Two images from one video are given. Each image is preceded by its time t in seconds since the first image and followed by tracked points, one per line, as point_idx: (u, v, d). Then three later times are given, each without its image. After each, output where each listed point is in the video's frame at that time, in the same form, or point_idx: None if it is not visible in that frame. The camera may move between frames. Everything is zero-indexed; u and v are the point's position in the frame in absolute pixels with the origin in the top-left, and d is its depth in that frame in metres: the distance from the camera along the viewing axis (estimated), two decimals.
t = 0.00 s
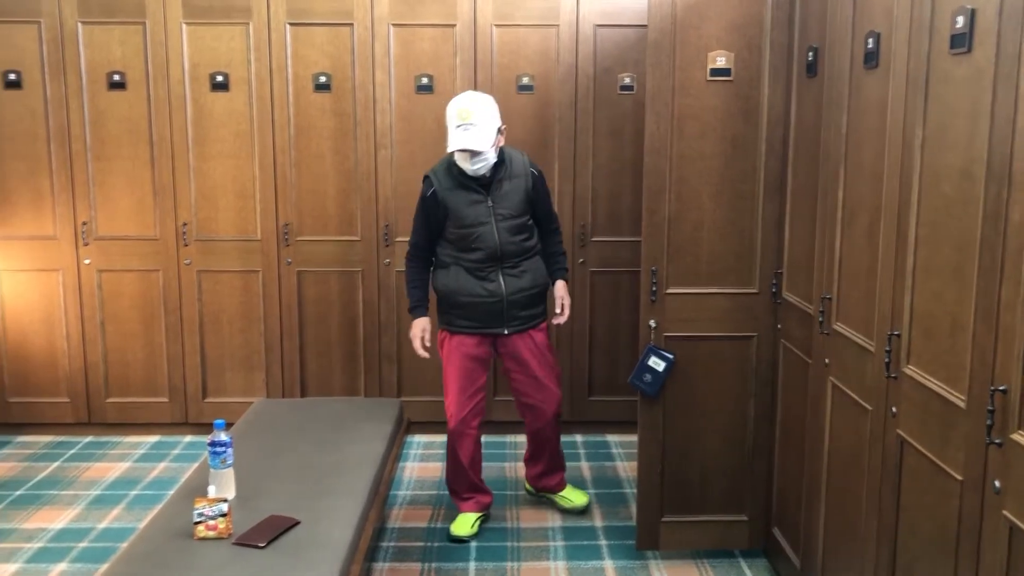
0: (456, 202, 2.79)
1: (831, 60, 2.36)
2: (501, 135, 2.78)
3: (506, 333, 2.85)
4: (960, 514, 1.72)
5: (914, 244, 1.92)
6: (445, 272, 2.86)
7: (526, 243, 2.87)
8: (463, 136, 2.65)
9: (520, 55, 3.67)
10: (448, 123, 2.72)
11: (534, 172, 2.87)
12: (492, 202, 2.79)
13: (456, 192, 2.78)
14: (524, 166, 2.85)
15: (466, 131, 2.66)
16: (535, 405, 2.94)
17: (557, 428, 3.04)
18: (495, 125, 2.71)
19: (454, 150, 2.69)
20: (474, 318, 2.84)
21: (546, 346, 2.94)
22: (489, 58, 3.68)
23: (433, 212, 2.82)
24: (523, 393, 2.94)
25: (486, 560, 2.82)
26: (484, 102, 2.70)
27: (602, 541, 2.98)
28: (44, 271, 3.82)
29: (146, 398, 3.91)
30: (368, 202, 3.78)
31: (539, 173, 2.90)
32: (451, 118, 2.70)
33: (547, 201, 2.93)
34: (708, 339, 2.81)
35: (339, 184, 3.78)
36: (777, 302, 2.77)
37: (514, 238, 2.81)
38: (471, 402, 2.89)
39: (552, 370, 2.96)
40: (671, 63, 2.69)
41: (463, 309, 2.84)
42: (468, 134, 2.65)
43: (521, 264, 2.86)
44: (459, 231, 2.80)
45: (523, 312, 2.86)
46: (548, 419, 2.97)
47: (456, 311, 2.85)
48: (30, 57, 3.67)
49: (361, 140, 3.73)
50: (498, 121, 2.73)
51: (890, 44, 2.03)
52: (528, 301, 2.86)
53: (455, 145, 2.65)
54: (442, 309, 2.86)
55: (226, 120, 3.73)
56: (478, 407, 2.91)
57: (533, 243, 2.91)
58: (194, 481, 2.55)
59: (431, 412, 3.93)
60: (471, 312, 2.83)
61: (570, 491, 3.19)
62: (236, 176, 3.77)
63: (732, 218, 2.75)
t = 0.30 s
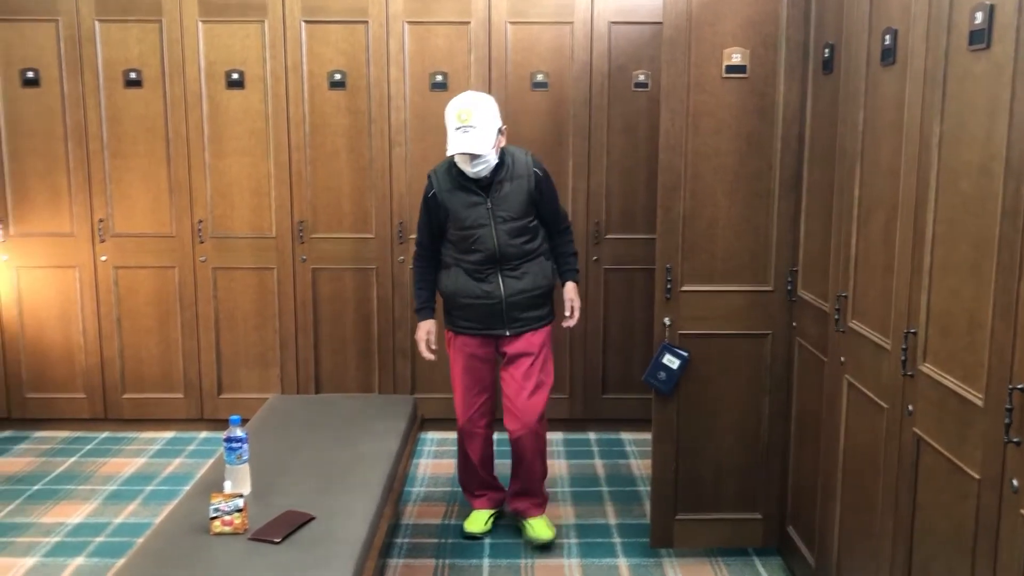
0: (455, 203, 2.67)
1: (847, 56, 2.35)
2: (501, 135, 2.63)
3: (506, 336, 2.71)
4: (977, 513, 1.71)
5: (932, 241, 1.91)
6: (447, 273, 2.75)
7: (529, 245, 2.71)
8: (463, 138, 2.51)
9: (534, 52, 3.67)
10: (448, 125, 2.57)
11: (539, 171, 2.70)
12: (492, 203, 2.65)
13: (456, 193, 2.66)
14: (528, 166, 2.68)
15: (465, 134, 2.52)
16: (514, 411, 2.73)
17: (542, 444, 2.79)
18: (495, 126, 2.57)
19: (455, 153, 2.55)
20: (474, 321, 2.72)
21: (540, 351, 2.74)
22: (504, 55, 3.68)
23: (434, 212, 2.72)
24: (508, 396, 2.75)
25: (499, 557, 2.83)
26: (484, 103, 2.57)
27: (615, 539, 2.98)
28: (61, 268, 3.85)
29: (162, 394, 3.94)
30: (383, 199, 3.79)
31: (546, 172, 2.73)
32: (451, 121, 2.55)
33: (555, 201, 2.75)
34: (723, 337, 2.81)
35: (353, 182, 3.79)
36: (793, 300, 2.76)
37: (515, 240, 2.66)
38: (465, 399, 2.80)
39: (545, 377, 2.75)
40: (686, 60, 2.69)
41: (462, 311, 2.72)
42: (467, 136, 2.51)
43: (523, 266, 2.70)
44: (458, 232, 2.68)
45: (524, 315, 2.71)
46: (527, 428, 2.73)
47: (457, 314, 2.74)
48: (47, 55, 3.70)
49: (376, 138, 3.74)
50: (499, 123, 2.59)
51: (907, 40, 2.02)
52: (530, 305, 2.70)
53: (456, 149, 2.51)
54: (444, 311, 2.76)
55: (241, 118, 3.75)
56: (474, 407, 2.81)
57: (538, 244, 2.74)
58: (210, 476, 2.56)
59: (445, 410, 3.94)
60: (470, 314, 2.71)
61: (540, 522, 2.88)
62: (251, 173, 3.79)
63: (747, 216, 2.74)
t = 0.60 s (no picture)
0: (471, 197, 2.64)
1: (861, 50, 2.33)
2: (522, 127, 2.60)
3: (514, 341, 2.64)
4: (991, 511, 1.70)
5: (946, 237, 1.90)
6: (461, 270, 2.72)
7: (544, 247, 2.65)
8: (485, 122, 2.47)
9: (546, 47, 3.67)
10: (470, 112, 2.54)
11: (560, 172, 2.64)
12: (508, 199, 2.60)
13: (473, 186, 2.63)
14: (549, 164, 2.63)
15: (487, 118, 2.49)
16: (519, 420, 2.64)
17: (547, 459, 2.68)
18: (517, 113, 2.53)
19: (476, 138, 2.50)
20: (483, 321, 2.67)
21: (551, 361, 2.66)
22: (516, 50, 3.67)
23: (452, 206, 2.70)
24: (515, 405, 2.67)
25: (510, 552, 2.83)
26: (506, 91, 2.55)
27: (626, 535, 2.97)
28: (75, 263, 3.87)
29: (174, 388, 3.95)
30: (394, 194, 3.79)
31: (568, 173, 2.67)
32: (473, 107, 2.53)
33: (574, 204, 2.69)
34: (735, 333, 2.80)
35: (365, 177, 3.79)
36: (805, 297, 2.75)
37: (528, 239, 2.61)
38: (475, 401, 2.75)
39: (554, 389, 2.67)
40: (699, 55, 2.68)
41: (472, 310, 2.68)
42: (489, 120, 2.47)
43: (535, 268, 2.64)
44: (472, 227, 2.65)
45: (533, 320, 2.64)
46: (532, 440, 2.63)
47: (467, 312, 2.70)
48: (61, 51, 3.72)
49: (388, 133, 3.75)
50: (521, 111, 2.56)
51: (922, 34, 2.01)
52: (540, 309, 2.63)
53: (478, 132, 2.47)
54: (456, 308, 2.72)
55: (253, 114, 3.76)
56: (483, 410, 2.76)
57: (554, 248, 2.68)
58: (223, 470, 2.57)
59: (456, 405, 3.94)
60: (479, 313, 2.66)
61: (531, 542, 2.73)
62: (264, 169, 3.80)
63: (760, 212, 2.73)
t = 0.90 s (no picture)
0: (487, 190, 2.62)
1: (872, 47, 2.33)
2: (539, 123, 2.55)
3: (520, 341, 2.61)
4: (1001, 509, 1.69)
5: (957, 234, 1.89)
6: (473, 264, 2.70)
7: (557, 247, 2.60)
8: (495, 123, 2.45)
9: (555, 44, 3.66)
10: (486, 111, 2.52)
11: (579, 171, 2.59)
12: (522, 195, 2.57)
13: (489, 179, 2.61)
14: (568, 163, 2.59)
15: (499, 119, 2.46)
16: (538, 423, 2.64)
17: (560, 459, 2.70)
18: (532, 110, 2.48)
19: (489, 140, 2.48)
20: (490, 319, 2.64)
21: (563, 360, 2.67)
22: (525, 47, 3.67)
23: (469, 198, 2.68)
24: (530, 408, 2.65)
25: (518, 548, 2.83)
26: (522, 88, 2.50)
27: (634, 532, 2.97)
28: (85, 259, 3.88)
29: (183, 384, 3.97)
30: (403, 191, 3.80)
31: (588, 174, 2.62)
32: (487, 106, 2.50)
33: (592, 205, 2.63)
34: (744, 331, 2.80)
35: (373, 174, 3.79)
36: (814, 294, 2.75)
37: (540, 238, 2.57)
38: (479, 408, 2.66)
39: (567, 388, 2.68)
40: (708, 52, 2.67)
41: (480, 306, 2.66)
42: (500, 121, 2.45)
43: (547, 268, 2.60)
44: (485, 221, 2.63)
45: (541, 321, 2.60)
46: (549, 441, 2.64)
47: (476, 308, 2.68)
48: (71, 48, 3.73)
49: (396, 129, 3.75)
50: (538, 108, 2.50)
51: (933, 31, 2.00)
52: (549, 310, 2.59)
53: (487, 134, 2.45)
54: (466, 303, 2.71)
55: (262, 110, 3.76)
56: (488, 416, 2.67)
57: (568, 249, 2.63)
58: (232, 465, 2.58)
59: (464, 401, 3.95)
60: (487, 310, 2.64)
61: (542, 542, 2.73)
62: (272, 165, 3.80)
63: (769, 209, 2.73)
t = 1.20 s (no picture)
0: (475, 198, 2.52)
1: (880, 42, 2.32)
2: (523, 129, 2.44)
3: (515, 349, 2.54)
4: (1009, 506, 1.69)
5: (966, 230, 1.88)
6: (468, 272, 2.62)
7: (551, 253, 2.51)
8: (471, 138, 2.38)
9: (562, 40, 3.66)
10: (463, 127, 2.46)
11: (569, 175, 2.48)
12: (510, 203, 2.47)
13: (477, 188, 2.51)
14: (556, 167, 2.47)
15: (475, 133, 2.39)
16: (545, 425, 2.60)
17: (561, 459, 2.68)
18: (510, 121, 2.39)
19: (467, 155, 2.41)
20: (485, 329, 2.57)
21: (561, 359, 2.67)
22: (532, 43, 3.67)
23: (459, 206, 2.60)
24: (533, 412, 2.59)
25: (524, 544, 2.84)
26: (500, 98, 2.42)
27: (641, 528, 2.97)
28: (94, 255, 3.90)
29: (192, 380, 3.98)
30: (410, 188, 3.80)
31: (578, 176, 2.50)
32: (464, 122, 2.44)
33: (586, 208, 2.52)
34: (751, 327, 2.79)
35: (381, 171, 3.80)
36: (823, 291, 2.74)
37: (531, 246, 2.47)
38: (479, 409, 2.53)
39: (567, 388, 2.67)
40: (716, 48, 2.67)
41: (474, 316, 2.59)
42: (475, 136, 2.38)
43: (540, 275, 2.51)
44: (476, 231, 2.54)
45: (537, 329, 2.52)
46: (551, 440, 2.62)
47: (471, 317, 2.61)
48: (80, 45, 3.74)
49: (404, 126, 3.75)
50: (516, 117, 2.41)
51: (943, 26, 1.99)
52: (544, 318, 2.51)
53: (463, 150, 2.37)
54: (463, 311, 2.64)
55: (270, 107, 3.77)
56: (485, 418, 2.54)
57: (563, 254, 2.53)
58: (240, 460, 2.59)
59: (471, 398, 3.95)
60: (481, 320, 2.57)
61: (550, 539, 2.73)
62: (280, 162, 3.81)
63: (776, 206, 2.72)
